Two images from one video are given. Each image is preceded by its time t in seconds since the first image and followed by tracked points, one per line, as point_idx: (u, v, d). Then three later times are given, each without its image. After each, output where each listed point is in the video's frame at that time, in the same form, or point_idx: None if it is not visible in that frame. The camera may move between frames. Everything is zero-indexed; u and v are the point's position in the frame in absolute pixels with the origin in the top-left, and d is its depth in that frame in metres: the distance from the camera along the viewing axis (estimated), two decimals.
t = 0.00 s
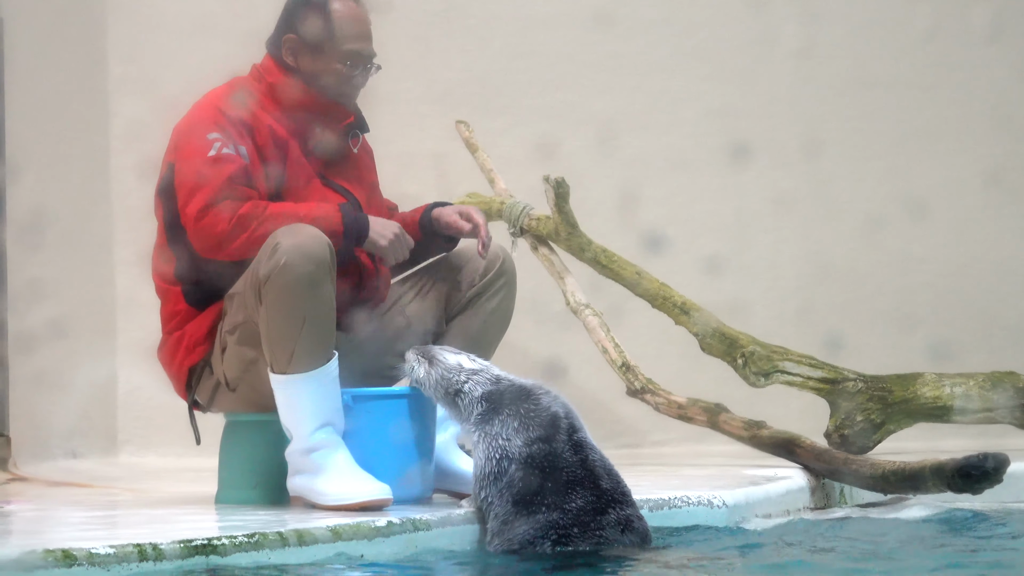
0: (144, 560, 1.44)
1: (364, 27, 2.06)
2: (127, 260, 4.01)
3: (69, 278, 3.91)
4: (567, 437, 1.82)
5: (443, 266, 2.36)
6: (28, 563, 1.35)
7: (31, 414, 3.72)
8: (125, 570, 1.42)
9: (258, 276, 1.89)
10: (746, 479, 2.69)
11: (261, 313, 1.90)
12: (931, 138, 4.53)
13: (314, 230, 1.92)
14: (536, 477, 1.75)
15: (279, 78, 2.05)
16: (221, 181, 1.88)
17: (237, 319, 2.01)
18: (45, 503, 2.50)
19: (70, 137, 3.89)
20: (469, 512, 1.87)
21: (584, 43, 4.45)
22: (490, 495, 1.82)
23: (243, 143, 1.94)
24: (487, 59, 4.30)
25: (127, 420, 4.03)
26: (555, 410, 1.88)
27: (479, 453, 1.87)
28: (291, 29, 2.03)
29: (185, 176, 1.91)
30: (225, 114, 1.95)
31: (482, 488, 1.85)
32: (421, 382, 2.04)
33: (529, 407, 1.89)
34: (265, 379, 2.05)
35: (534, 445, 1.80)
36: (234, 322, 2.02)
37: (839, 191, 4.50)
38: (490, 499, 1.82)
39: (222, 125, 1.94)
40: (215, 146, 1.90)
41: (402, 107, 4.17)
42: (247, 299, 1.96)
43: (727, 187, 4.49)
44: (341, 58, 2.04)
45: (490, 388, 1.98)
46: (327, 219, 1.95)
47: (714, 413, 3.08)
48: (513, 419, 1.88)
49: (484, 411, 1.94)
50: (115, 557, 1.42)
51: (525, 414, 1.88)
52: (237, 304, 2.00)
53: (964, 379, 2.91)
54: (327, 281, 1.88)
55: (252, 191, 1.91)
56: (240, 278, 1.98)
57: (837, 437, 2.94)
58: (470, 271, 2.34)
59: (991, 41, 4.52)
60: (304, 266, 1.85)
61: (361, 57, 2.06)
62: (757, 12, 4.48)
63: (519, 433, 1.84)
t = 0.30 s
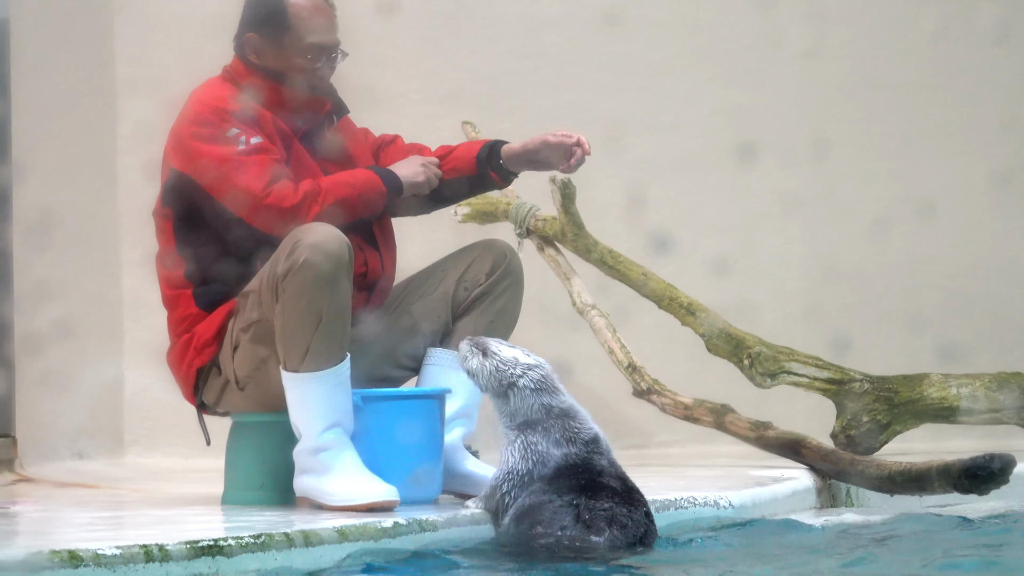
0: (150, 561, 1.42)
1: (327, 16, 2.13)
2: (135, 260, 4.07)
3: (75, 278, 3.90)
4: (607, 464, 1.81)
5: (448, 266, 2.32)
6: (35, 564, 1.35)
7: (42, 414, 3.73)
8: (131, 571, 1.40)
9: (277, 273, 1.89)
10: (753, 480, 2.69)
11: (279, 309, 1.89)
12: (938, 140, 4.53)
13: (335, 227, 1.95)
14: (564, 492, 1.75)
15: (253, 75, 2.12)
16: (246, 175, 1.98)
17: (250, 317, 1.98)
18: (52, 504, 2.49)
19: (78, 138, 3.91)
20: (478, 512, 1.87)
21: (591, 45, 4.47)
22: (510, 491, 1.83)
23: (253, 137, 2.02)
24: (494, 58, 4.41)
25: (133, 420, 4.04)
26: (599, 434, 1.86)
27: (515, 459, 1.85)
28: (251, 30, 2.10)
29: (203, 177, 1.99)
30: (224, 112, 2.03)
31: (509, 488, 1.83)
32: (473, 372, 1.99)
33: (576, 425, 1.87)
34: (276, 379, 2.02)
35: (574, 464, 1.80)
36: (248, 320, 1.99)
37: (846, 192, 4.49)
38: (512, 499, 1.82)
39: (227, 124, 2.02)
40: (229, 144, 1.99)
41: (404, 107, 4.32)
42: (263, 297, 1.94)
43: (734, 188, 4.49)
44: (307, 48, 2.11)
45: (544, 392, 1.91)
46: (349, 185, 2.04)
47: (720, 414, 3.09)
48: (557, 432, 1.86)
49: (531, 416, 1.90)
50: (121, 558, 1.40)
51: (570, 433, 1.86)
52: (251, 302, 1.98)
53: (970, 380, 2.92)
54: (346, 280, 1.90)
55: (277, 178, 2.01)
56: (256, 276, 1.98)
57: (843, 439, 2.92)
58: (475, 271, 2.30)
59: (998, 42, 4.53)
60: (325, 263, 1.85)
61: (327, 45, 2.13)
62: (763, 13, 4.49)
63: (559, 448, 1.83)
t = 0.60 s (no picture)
0: (156, 561, 1.42)
1: (321, 15, 2.12)
2: (139, 262, 4.06)
3: (81, 278, 3.90)
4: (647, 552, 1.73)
5: (450, 266, 2.30)
6: (40, 565, 1.35)
7: (46, 418, 3.72)
8: (136, 572, 1.40)
9: (280, 274, 1.89)
10: (759, 482, 2.68)
11: (282, 310, 1.89)
12: (944, 141, 4.52)
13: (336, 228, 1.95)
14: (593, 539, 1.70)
15: (246, 75, 2.13)
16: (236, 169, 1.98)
17: (254, 318, 1.98)
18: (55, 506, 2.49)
19: (84, 139, 3.92)
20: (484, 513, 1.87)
21: (597, 45, 4.47)
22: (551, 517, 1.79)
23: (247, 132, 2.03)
24: (500, 60, 4.42)
25: (138, 422, 4.06)
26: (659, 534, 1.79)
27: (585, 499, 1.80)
28: (246, 31, 2.11)
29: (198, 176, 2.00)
30: (221, 109, 2.04)
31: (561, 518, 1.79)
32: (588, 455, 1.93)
33: (651, 515, 1.80)
34: (281, 380, 2.02)
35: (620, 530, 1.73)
36: (252, 322, 1.98)
37: (852, 192, 4.49)
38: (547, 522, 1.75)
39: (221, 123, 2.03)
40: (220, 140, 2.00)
41: (409, 109, 4.35)
42: (266, 299, 1.94)
43: (740, 189, 4.49)
44: (301, 46, 2.10)
45: (650, 478, 1.84)
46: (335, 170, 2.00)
47: (725, 415, 3.09)
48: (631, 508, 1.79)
49: (624, 484, 1.83)
50: (127, 558, 1.40)
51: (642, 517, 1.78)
52: (254, 305, 1.98)
53: (975, 381, 2.91)
54: (349, 280, 1.90)
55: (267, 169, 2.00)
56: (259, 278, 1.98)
57: (848, 440, 2.92)
58: (479, 270, 2.29)
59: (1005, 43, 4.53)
60: (327, 264, 1.85)
61: (320, 45, 2.12)
62: (769, 14, 4.49)
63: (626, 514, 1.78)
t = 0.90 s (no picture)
0: (159, 563, 1.42)
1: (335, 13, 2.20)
2: (144, 262, 4.15)
3: (86, 279, 3.91)
4: None
5: (455, 267, 2.30)
6: (44, 566, 1.34)
7: (52, 421, 3.71)
8: (140, 573, 1.40)
9: (287, 275, 1.89)
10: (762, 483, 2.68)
11: (288, 311, 1.90)
12: (949, 142, 4.51)
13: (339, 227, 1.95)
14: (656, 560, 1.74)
15: (266, 60, 2.16)
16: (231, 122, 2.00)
17: (260, 319, 1.99)
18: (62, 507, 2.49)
19: (88, 141, 3.94)
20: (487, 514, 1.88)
21: (602, 46, 4.47)
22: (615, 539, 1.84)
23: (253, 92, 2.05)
24: (505, 61, 4.43)
25: (143, 422, 4.11)
26: None
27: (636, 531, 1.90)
28: (270, 19, 2.15)
29: (194, 130, 2.02)
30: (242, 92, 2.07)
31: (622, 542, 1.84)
32: (643, 510, 2.01)
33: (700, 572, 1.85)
34: (286, 380, 2.03)
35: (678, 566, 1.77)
36: (258, 322, 1.99)
37: (856, 193, 4.49)
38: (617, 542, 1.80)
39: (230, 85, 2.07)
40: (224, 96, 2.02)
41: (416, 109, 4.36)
42: (273, 300, 1.95)
43: (745, 190, 4.49)
44: (324, 34, 2.17)
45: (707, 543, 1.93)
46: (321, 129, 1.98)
47: (730, 416, 3.09)
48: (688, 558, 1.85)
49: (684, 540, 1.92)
50: (131, 560, 1.40)
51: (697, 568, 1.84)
52: (261, 305, 1.99)
53: (980, 382, 2.91)
54: (356, 279, 1.90)
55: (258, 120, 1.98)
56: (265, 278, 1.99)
57: (853, 440, 2.95)
58: (484, 271, 2.29)
59: (1010, 43, 4.49)
60: (334, 265, 1.86)
61: (338, 36, 2.20)
62: (774, 14, 4.49)
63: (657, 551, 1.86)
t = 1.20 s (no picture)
0: (161, 563, 1.42)
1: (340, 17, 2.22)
2: (145, 262, 4.17)
3: (87, 280, 3.91)
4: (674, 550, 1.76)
5: (457, 268, 2.30)
6: (45, 566, 1.34)
7: (54, 422, 3.69)
8: (141, 573, 1.40)
9: (291, 271, 1.89)
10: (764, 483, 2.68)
11: (290, 308, 1.90)
12: (950, 142, 4.51)
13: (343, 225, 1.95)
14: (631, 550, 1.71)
15: (268, 60, 2.15)
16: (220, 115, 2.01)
17: (263, 316, 1.99)
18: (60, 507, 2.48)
19: (90, 141, 3.93)
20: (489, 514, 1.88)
21: (604, 46, 4.47)
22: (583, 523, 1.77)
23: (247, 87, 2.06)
24: (506, 61, 4.42)
25: (144, 422, 4.15)
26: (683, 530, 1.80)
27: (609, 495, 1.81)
28: (274, 21, 2.16)
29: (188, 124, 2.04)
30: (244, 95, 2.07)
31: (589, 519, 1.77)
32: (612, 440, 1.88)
33: (676, 513, 1.80)
34: (288, 378, 2.02)
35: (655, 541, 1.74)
36: (261, 319, 1.99)
37: (858, 193, 4.49)
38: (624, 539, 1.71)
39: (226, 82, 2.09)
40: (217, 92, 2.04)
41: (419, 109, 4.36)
42: (276, 297, 1.95)
43: (746, 190, 4.49)
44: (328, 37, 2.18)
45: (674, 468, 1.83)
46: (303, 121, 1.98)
47: (732, 416, 3.09)
48: (660, 509, 1.79)
49: (651, 481, 1.81)
50: (132, 560, 1.40)
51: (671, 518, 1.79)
52: (263, 303, 1.99)
53: (981, 382, 2.91)
54: (360, 277, 1.90)
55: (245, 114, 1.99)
56: (267, 276, 1.99)
57: (855, 440, 2.93)
58: (485, 271, 2.28)
59: (1011, 43, 4.48)
60: (337, 263, 1.86)
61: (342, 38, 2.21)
62: (777, 14, 4.48)
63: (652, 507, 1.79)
